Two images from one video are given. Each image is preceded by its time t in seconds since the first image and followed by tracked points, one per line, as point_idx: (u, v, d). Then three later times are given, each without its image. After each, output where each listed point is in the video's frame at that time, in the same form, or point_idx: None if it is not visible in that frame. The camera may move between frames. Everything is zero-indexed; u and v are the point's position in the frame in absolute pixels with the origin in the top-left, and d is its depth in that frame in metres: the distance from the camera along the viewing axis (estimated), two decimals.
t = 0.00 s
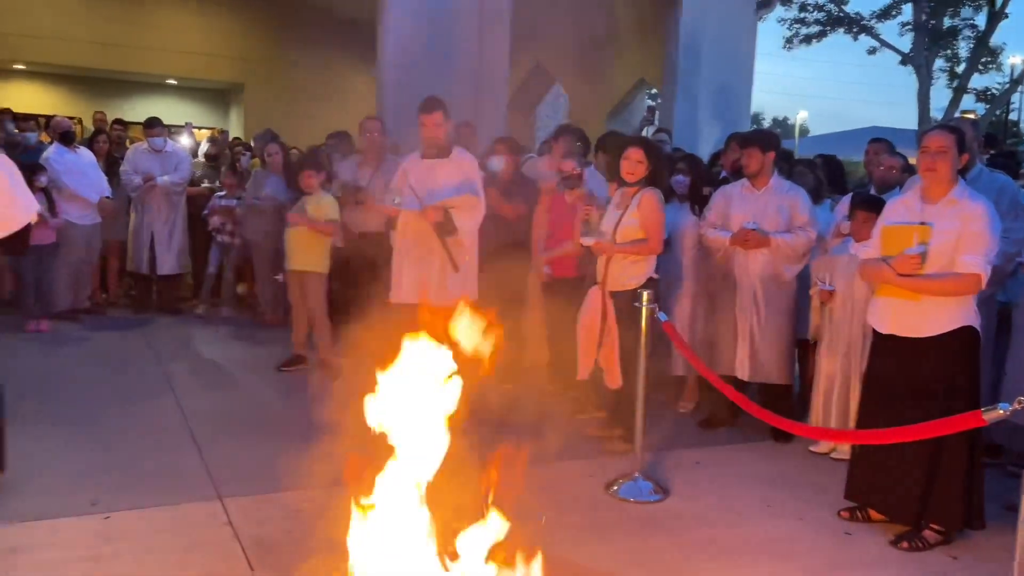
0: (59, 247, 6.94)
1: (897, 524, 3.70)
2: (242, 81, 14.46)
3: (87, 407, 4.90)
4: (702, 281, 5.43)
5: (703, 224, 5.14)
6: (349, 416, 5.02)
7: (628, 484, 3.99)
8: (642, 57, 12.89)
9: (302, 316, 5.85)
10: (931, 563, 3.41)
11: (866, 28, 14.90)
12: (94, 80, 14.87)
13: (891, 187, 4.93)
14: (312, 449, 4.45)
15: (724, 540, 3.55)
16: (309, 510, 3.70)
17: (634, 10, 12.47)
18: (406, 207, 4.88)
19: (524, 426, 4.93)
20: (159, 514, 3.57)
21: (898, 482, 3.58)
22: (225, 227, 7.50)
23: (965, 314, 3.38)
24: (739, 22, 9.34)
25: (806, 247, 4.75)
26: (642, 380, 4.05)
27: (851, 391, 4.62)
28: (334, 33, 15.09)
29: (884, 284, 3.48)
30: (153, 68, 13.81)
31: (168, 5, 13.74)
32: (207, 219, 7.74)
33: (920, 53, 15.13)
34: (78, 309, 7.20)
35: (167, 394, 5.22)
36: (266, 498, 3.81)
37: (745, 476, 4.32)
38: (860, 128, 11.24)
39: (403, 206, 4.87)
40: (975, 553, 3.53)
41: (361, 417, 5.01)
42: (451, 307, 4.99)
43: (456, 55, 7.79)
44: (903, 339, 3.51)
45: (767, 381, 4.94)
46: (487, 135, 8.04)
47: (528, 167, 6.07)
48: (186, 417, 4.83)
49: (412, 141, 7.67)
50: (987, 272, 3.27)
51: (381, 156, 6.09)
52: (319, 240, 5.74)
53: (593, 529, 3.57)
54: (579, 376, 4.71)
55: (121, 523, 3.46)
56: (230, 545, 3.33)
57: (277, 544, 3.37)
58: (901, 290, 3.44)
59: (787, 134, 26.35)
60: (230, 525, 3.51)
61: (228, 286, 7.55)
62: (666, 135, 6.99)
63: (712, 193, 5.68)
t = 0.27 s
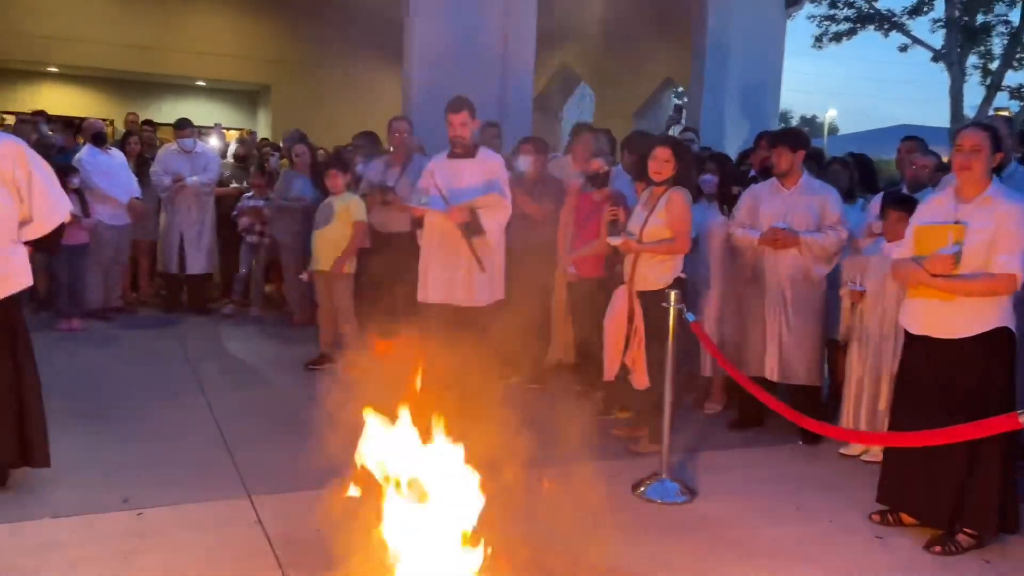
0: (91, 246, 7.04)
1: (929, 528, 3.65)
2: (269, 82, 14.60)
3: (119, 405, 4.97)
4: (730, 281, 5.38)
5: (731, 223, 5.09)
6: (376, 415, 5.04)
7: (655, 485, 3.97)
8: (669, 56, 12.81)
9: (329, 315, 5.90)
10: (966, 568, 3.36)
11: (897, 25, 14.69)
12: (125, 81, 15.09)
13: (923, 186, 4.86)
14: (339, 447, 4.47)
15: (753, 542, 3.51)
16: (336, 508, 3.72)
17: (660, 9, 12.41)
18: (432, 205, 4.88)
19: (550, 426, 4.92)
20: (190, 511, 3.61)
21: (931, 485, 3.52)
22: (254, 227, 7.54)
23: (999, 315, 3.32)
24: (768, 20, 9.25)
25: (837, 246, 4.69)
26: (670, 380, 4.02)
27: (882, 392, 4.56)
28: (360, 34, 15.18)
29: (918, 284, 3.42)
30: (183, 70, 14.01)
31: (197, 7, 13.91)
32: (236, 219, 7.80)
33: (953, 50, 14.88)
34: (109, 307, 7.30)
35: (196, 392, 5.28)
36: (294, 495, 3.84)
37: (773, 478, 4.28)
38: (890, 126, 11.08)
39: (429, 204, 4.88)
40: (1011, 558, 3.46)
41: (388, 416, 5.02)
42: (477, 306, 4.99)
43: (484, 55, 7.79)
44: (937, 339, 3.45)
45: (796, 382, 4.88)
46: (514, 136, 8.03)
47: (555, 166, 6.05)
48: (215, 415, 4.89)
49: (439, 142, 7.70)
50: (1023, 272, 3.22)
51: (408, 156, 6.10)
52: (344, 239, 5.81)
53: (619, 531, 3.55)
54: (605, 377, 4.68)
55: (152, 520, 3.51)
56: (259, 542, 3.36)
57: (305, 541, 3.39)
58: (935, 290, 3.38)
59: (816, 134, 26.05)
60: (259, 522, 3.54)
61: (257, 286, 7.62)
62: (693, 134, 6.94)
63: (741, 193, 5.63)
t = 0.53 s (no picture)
0: (132, 245, 7.21)
1: (971, 533, 3.58)
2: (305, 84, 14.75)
3: (160, 402, 5.07)
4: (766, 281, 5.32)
5: (767, 223, 5.04)
6: (410, 414, 5.07)
7: (690, 486, 3.95)
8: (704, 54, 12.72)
9: (365, 313, 5.97)
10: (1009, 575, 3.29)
11: (938, 21, 14.41)
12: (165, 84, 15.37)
13: (965, 185, 4.79)
14: (374, 446, 4.51)
15: (789, 546, 3.48)
16: (371, 506, 3.75)
17: (695, 8, 12.31)
18: (465, 207, 4.93)
19: (583, 427, 4.91)
20: (228, 507, 3.67)
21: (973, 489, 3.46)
22: (290, 228, 7.65)
23: None
24: (805, 16, 9.12)
25: (875, 246, 4.63)
26: (705, 382, 3.99)
27: (922, 395, 4.49)
28: (394, 36, 15.29)
29: (958, 286, 3.38)
30: (220, 72, 14.25)
31: (233, 10, 14.13)
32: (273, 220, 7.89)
33: (997, 46, 14.56)
34: (150, 306, 7.43)
35: (234, 390, 5.36)
36: (330, 493, 3.88)
37: (810, 481, 4.23)
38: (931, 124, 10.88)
39: (462, 205, 4.93)
40: None
41: (422, 415, 5.06)
42: (510, 307, 5.00)
43: (516, 55, 7.82)
44: (978, 342, 3.39)
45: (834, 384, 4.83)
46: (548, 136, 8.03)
47: (589, 166, 6.04)
48: (253, 413, 4.95)
49: (474, 142, 7.74)
50: None
51: (443, 158, 6.18)
52: (380, 240, 5.86)
53: (653, 533, 3.54)
54: (640, 377, 4.68)
55: (192, 515, 3.57)
56: (296, 538, 3.41)
57: (341, 538, 3.43)
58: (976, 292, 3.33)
59: (853, 132, 25.64)
60: (296, 519, 3.58)
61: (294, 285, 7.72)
62: (728, 133, 6.88)
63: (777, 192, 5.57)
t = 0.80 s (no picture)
0: (179, 245, 7.35)
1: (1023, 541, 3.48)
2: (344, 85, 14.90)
3: (205, 399, 5.15)
4: (811, 282, 5.25)
5: (812, 224, 4.96)
6: (450, 413, 5.09)
7: (733, 490, 3.91)
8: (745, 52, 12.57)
9: (406, 312, 5.98)
10: None
11: (988, 16, 14.05)
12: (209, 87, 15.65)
13: (1017, 184, 4.65)
14: (415, 445, 4.54)
15: (834, 552, 3.42)
16: (411, 505, 3.78)
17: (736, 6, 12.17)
18: (505, 207, 4.96)
19: (623, 428, 4.89)
20: (272, 504, 3.71)
21: None
22: (333, 229, 7.69)
23: None
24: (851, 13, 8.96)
25: (923, 247, 4.53)
26: (747, 384, 3.95)
27: (972, 399, 4.40)
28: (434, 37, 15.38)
29: (1008, 287, 3.33)
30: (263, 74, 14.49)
31: (275, 14, 14.40)
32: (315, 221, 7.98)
33: None
34: (195, 305, 7.56)
35: (277, 389, 5.43)
36: (371, 491, 3.91)
37: (855, 486, 4.15)
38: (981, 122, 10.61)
39: (502, 206, 4.96)
40: None
41: (461, 415, 5.07)
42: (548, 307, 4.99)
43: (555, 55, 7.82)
44: None
45: (879, 388, 4.76)
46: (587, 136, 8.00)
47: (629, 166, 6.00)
48: (295, 411, 5.01)
49: (513, 142, 7.74)
50: None
51: (482, 158, 6.19)
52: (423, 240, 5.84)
53: (694, 536, 3.50)
54: (680, 380, 4.63)
55: (237, 511, 3.62)
56: (338, 536, 3.44)
57: (382, 537, 3.45)
58: None
59: (899, 130, 25.13)
60: (338, 517, 3.62)
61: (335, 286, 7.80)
62: (772, 132, 6.78)
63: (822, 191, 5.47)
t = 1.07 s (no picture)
0: (230, 246, 7.49)
1: None
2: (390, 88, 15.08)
3: (256, 397, 5.25)
4: (862, 283, 5.14)
5: (862, 224, 4.87)
6: (495, 414, 5.11)
7: (780, 494, 3.85)
8: (794, 51, 12.40)
9: (453, 313, 6.02)
10: None
11: None
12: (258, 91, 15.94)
13: None
14: (460, 445, 4.57)
15: (885, 559, 3.35)
16: (457, 504, 3.80)
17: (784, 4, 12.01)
18: (549, 208, 4.93)
19: (669, 431, 4.85)
20: (319, 501, 3.77)
21: None
22: (378, 230, 7.77)
23: None
24: (903, 10, 8.78)
25: (979, 248, 4.42)
26: (796, 387, 3.89)
27: None
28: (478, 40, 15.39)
29: None
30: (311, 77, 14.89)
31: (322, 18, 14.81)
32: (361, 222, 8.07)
33: None
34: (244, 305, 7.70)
35: (325, 388, 5.50)
36: (417, 490, 3.94)
37: (908, 492, 4.06)
38: None
39: (547, 207, 4.93)
40: None
41: (507, 416, 5.08)
42: (592, 309, 4.98)
43: (601, 56, 7.79)
44: None
45: (933, 392, 4.65)
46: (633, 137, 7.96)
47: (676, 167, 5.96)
48: (343, 410, 5.08)
49: (558, 144, 7.74)
50: None
51: (528, 160, 6.21)
52: (472, 240, 5.96)
53: (742, 541, 3.46)
54: (728, 380, 4.57)
55: (285, 507, 3.68)
56: (384, 534, 3.48)
57: (428, 536, 3.48)
58: None
59: (953, 129, 24.52)
60: (384, 515, 3.66)
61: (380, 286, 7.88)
62: (821, 132, 6.67)
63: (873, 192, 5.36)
